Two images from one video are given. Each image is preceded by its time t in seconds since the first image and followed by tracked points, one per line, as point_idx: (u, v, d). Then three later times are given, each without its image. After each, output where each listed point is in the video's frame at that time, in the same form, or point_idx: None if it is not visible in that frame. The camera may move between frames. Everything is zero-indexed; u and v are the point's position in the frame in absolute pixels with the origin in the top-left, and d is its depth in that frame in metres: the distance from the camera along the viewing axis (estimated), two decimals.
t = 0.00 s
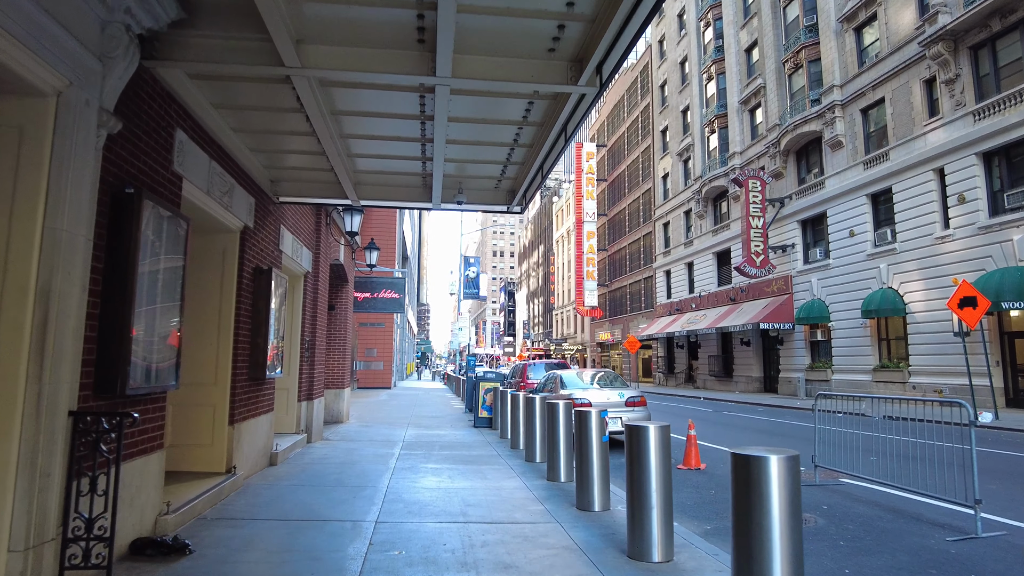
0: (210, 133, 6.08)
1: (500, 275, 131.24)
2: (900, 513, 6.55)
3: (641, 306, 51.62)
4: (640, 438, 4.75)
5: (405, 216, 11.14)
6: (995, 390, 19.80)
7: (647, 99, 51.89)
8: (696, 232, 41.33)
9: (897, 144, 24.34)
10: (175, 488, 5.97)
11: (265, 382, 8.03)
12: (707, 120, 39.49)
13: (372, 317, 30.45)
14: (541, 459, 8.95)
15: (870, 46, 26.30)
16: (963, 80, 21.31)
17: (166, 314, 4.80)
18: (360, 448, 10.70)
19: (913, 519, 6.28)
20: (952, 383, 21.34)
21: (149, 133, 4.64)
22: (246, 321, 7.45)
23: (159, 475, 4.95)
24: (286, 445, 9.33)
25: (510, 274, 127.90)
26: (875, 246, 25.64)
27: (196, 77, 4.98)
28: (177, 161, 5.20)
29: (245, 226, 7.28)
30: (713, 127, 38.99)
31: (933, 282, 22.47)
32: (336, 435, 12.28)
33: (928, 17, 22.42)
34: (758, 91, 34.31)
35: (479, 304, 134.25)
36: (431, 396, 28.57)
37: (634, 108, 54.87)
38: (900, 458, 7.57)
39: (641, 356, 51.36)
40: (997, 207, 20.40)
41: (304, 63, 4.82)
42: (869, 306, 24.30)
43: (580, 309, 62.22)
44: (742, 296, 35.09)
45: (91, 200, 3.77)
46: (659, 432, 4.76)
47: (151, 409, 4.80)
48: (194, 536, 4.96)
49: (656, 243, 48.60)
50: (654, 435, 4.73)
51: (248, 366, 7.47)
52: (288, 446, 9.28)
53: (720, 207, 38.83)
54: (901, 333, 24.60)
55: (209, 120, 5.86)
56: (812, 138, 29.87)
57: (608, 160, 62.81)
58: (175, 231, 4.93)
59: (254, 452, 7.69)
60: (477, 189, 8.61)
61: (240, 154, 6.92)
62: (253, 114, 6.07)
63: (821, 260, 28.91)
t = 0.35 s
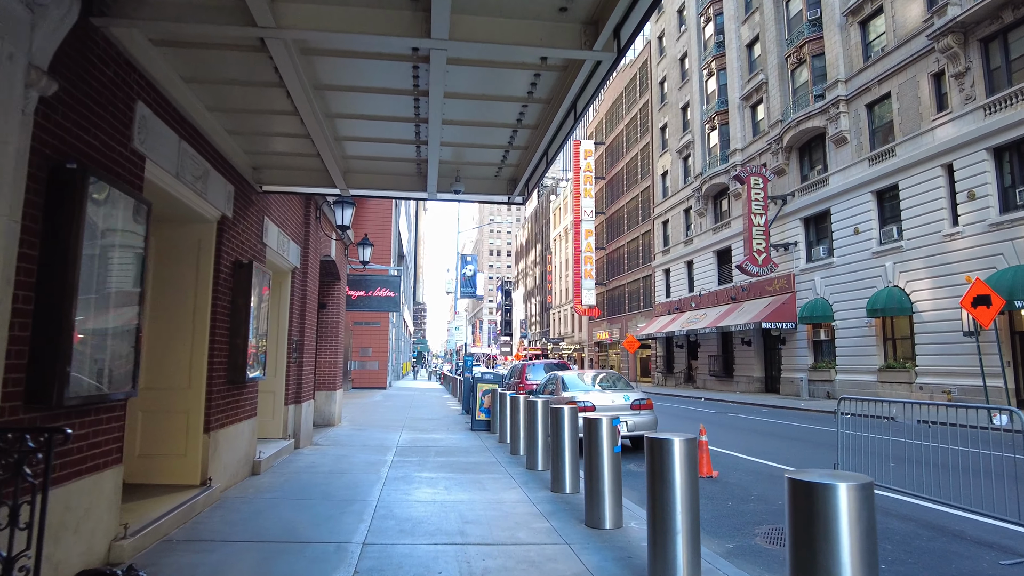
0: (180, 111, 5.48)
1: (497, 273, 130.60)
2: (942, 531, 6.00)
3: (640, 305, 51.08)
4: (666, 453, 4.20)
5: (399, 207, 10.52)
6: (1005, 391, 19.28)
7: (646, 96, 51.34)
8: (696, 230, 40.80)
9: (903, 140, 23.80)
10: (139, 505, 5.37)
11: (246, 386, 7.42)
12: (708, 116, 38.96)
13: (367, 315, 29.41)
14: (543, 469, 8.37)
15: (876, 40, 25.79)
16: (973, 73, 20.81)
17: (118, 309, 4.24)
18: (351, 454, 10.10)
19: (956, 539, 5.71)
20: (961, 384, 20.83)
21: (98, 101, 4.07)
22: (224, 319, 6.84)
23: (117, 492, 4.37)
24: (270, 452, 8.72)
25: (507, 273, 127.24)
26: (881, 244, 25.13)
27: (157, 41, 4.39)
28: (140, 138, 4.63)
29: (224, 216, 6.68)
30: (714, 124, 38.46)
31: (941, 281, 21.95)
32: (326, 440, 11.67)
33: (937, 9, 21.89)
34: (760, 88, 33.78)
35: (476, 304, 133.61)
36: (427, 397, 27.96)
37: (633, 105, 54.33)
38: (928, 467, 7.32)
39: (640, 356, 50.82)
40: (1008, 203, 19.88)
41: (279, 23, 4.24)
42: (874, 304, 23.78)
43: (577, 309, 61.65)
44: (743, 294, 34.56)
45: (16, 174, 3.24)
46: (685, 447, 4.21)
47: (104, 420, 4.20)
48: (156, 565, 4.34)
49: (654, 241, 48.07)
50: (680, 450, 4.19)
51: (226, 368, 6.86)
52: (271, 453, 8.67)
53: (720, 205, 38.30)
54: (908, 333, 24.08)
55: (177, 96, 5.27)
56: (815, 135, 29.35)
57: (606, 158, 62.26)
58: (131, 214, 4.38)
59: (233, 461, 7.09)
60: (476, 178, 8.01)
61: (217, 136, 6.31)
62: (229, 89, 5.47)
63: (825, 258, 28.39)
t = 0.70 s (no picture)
0: (147, 82, 4.92)
1: (493, 273, 130.06)
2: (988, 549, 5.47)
3: (638, 305, 50.63)
4: (698, 467, 3.75)
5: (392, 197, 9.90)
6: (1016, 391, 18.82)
7: (644, 94, 50.86)
8: (695, 229, 40.31)
9: (909, 135, 23.32)
10: (101, 524, 4.82)
11: (226, 388, 6.83)
12: (707, 113, 38.47)
13: (361, 315, 29.27)
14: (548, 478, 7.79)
15: (880, 34, 25.33)
16: (982, 66, 20.34)
17: (64, 300, 3.67)
18: (343, 460, 9.52)
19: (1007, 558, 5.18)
20: (969, 384, 20.37)
21: (36, 57, 3.49)
22: (202, 316, 6.28)
23: (64, 512, 3.79)
24: (254, 460, 8.13)
25: (504, 273, 126.72)
26: (885, 241, 24.66)
27: None
28: (94, 106, 4.05)
29: (200, 203, 6.11)
30: (713, 121, 37.97)
31: (948, 279, 21.48)
32: (317, 444, 11.08)
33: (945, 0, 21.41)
34: (761, 84, 33.30)
35: (472, 304, 133.03)
36: (423, 398, 27.38)
37: (631, 103, 53.83)
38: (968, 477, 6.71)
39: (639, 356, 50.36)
40: (1018, 199, 19.42)
41: None
42: (880, 303, 23.31)
43: (574, 308, 61.12)
44: (743, 293, 34.08)
45: None
46: (719, 460, 3.75)
47: (45, 431, 3.62)
48: None
49: (653, 240, 47.60)
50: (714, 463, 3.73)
51: (203, 370, 6.29)
52: (255, 461, 8.08)
53: (720, 203, 37.82)
54: (914, 332, 23.60)
55: (142, 63, 4.70)
56: (818, 130, 28.88)
57: (604, 157, 61.73)
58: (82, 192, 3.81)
59: (213, 469, 6.55)
60: (476, 162, 7.43)
61: (191, 114, 5.73)
62: (201, 57, 4.89)
63: (828, 256, 27.91)
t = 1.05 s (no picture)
0: (113, 37, 4.36)
1: (494, 273, 129.47)
2: None
3: (641, 304, 50.07)
4: (753, 481, 3.31)
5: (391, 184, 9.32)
6: None
7: (647, 91, 50.27)
8: (700, 227, 39.73)
9: (922, 129, 22.74)
10: (60, 539, 4.25)
11: (210, 386, 6.26)
12: (713, 110, 37.89)
13: (362, 314, 29.00)
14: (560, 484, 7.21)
15: (891, 27, 24.76)
16: (999, 57, 19.78)
17: None
18: (340, 463, 8.95)
19: None
20: (986, 385, 19.80)
21: None
22: (182, 306, 5.70)
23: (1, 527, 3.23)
24: (243, 464, 7.56)
25: (504, 273, 126.14)
26: (897, 238, 24.07)
27: None
28: (43, 56, 3.51)
29: (180, 181, 5.53)
30: (719, 117, 37.40)
31: (964, 276, 20.91)
32: (312, 446, 10.51)
33: None
34: (767, 79, 32.72)
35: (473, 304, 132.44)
36: (424, 398, 26.80)
37: (634, 101, 53.25)
38: None
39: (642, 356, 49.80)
40: None
41: None
42: (893, 301, 22.75)
43: (576, 308, 60.56)
44: (750, 292, 33.50)
45: None
46: (777, 471, 3.29)
47: None
48: None
49: (656, 239, 47.03)
50: (771, 475, 3.28)
51: (183, 366, 5.72)
52: (244, 465, 7.50)
53: (725, 201, 37.25)
54: (927, 331, 23.03)
55: (105, 14, 4.14)
56: (826, 126, 28.31)
57: (606, 155, 61.14)
58: (23, 153, 3.24)
59: (195, 475, 5.97)
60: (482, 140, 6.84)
61: (167, 79, 5.14)
62: (173, 9, 4.31)
63: (837, 254, 27.33)
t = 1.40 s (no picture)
0: None
1: (490, 272, 128.75)
2: None
3: (640, 303, 49.51)
4: (815, 507, 2.74)
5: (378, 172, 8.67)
6: None
7: (646, 88, 49.66)
8: (700, 224, 39.16)
9: (929, 123, 22.22)
10: None
11: (176, 389, 5.63)
12: (713, 105, 37.32)
13: (356, 313, 28.39)
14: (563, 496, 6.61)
15: (897, 19, 24.22)
16: (1010, 48, 19.26)
17: None
18: (327, 471, 8.33)
19: None
20: (997, 384, 19.29)
21: None
22: (143, 301, 5.07)
23: None
24: (219, 473, 6.95)
25: (501, 272, 125.41)
26: (903, 234, 23.54)
27: None
28: None
29: (140, 160, 4.91)
30: (719, 113, 36.83)
31: (973, 273, 20.41)
32: (298, 453, 9.88)
33: None
34: (769, 73, 32.16)
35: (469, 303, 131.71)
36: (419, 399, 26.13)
37: (632, 97, 52.65)
38: None
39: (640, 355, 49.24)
40: None
41: None
42: (899, 299, 22.24)
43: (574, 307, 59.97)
44: (751, 290, 32.96)
45: None
46: (845, 497, 2.71)
47: None
48: None
49: (655, 237, 46.47)
50: (838, 501, 2.70)
51: (144, 368, 5.11)
52: (219, 474, 6.87)
53: (725, 198, 36.69)
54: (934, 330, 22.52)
55: None
56: (830, 121, 27.78)
57: (604, 152, 60.53)
58: None
59: (159, 489, 5.37)
60: (478, 116, 6.24)
61: (121, 41, 4.52)
62: None
63: (841, 251, 26.81)
